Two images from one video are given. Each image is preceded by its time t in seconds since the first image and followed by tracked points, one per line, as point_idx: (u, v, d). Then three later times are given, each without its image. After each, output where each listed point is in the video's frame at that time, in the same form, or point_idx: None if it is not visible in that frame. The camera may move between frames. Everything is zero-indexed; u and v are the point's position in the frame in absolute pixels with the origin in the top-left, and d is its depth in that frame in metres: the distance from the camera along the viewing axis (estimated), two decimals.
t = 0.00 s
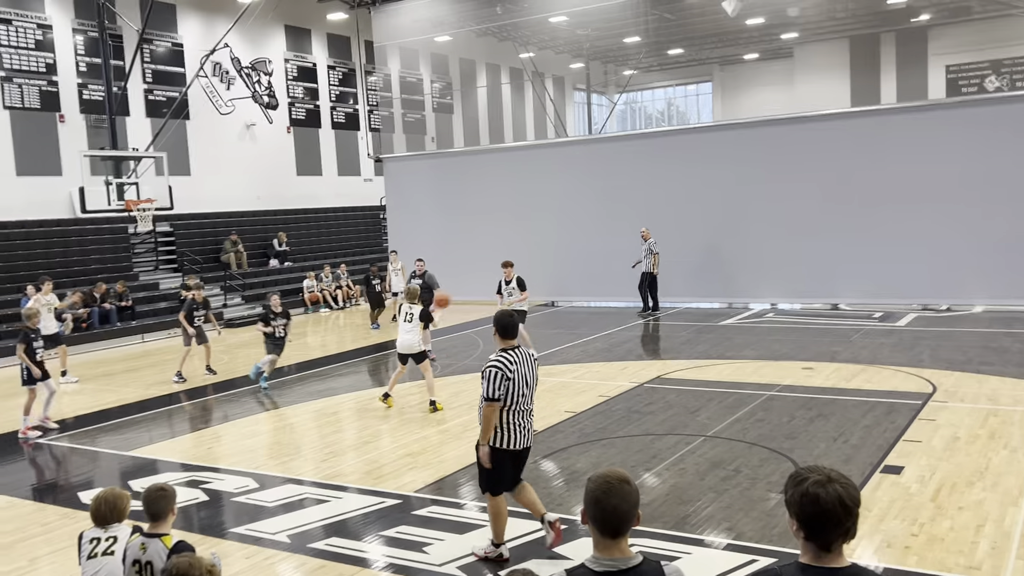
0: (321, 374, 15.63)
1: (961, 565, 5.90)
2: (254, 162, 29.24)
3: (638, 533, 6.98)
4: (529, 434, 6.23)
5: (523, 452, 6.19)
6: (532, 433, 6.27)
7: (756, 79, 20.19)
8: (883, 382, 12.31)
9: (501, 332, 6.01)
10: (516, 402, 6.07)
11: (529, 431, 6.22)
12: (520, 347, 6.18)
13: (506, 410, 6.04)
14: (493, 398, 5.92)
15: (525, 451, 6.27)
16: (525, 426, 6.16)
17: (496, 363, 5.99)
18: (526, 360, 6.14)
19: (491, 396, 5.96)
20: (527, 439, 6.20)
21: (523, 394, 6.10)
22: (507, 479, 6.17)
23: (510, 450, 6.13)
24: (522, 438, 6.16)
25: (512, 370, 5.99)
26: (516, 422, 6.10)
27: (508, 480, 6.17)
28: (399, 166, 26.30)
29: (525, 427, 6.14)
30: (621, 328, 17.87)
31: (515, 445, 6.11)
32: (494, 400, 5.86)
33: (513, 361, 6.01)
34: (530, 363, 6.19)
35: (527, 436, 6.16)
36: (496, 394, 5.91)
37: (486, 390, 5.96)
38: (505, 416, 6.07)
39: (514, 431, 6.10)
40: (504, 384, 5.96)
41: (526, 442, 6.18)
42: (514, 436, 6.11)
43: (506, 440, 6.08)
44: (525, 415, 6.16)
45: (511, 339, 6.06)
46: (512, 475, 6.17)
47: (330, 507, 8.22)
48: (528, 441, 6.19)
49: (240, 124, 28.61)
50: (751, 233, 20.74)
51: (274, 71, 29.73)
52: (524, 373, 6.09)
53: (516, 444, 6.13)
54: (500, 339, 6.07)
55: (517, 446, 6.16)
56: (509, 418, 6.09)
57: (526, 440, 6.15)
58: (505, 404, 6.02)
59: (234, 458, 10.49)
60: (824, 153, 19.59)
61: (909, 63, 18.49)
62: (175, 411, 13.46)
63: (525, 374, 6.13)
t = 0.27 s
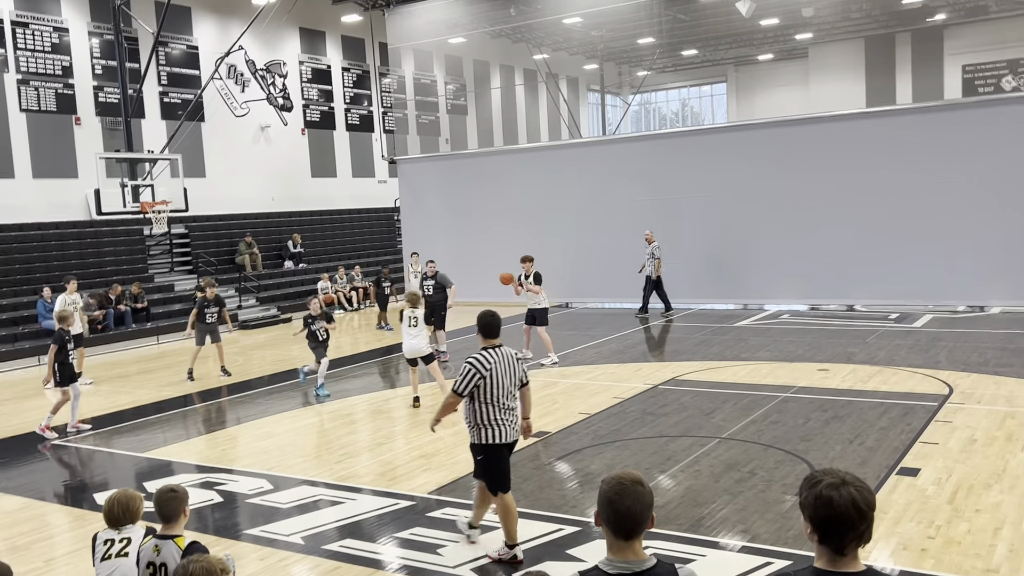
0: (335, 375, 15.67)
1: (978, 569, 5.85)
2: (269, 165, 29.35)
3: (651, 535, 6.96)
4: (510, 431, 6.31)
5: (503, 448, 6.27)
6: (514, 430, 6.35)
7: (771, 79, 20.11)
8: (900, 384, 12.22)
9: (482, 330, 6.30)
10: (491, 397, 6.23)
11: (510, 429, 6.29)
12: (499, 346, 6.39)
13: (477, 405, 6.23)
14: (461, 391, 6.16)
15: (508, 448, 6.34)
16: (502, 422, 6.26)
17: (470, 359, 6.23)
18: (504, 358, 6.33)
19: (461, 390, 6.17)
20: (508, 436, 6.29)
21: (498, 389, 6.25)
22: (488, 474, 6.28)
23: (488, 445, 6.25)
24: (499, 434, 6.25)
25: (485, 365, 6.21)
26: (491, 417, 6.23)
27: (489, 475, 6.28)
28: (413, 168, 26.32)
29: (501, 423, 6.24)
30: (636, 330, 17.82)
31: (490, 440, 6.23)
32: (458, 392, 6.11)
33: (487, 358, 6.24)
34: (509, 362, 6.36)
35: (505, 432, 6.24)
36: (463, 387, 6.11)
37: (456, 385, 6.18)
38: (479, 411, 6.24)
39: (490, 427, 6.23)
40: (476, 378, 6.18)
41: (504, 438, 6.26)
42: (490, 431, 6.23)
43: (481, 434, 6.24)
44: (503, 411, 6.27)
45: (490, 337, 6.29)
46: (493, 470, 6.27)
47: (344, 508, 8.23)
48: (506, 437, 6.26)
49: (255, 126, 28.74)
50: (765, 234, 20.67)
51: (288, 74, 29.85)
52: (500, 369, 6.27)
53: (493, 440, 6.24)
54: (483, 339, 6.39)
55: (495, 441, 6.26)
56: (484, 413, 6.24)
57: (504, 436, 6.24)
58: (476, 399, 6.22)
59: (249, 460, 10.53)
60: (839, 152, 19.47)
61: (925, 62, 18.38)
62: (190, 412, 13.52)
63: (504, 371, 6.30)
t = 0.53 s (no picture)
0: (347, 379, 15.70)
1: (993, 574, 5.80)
2: (281, 170, 29.47)
3: (663, 539, 6.93)
4: (493, 435, 6.45)
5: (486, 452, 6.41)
6: (497, 434, 6.48)
7: (782, 82, 20.07)
8: (914, 388, 12.15)
9: (470, 333, 6.39)
10: (476, 401, 6.36)
11: (493, 432, 6.43)
12: (488, 350, 6.51)
13: (466, 408, 6.33)
14: (448, 394, 6.28)
15: (490, 452, 6.48)
16: (486, 426, 6.39)
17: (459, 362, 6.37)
18: (491, 362, 6.46)
19: (450, 392, 6.31)
20: (491, 439, 6.43)
21: (483, 393, 6.38)
22: (464, 474, 6.44)
23: (470, 448, 6.39)
24: (482, 437, 6.39)
25: (473, 369, 6.34)
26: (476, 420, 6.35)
27: (466, 476, 6.44)
28: (424, 172, 26.35)
29: (484, 427, 6.38)
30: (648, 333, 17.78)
31: (473, 443, 6.37)
32: (447, 394, 6.23)
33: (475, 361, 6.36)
34: (495, 367, 6.49)
35: (487, 436, 6.38)
36: (452, 389, 6.25)
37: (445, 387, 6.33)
38: (465, 414, 6.36)
39: (472, 430, 6.36)
40: (462, 382, 6.31)
41: (486, 442, 6.40)
42: (472, 434, 6.37)
43: (465, 437, 6.37)
44: (487, 415, 6.40)
45: (479, 341, 6.42)
46: (471, 472, 6.43)
47: (356, 513, 8.24)
48: (489, 441, 6.39)
49: (267, 131, 28.88)
50: (777, 237, 20.61)
51: (300, 79, 29.97)
52: (486, 373, 6.41)
53: (475, 443, 6.38)
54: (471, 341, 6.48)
55: (477, 445, 6.40)
56: (469, 416, 6.36)
57: (487, 439, 6.39)
58: (463, 402, 6.34)
59: (261, 464, 10.56)
60: (851, 155, 19.40)
61: (937, 65, 18.31)
62: (203, 416, 13.57)
63: (488, 375, 6.43)
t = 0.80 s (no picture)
0: (356, 382, 15.72)
1: None
2: (290, 173, 29.54)
3: (672, 542, 6.92)
4: (482, 431, 6.71)
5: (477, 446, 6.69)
6: (486, 429, 6.74)
7: (791, 84, 20.03)
8: (923, 390, 12.10)
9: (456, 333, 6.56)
10: (467, 397, 6.59)
11: (483, 427, 6.71)
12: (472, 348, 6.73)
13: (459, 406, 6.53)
14: (444, 393, 6.45)
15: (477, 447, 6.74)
16: (476, 423, 6.64)
17: (448, 360, 6.55)
18: (477, 360, 6.70)
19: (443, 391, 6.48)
20: (481, 433, 6.70)
21: (473, 392, 6.62)
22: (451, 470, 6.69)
23: (460, 444, 6.62)
24: (472, 433, 6.64)
25: (462, 369, 6.55)
26: (467, 417, 6.60)
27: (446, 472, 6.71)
28: (432, 175, 26.38)
29: (475, 423, 6.63)
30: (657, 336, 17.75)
31: (464, 440, 6.61)
32: (445, 394, 6.40)
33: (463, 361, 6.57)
34: (481, 365, 6.73)
35: (478, 432, 6.63)
36: (449, 388, 6.43)
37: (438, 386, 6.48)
38: (457, 412, 6.57)
39: (463, 427, 6.60)
40: (454, 380, 6.51)
41: (476, 438, 6.66)
42: (464, 431, 6.61)
43: (459, 433, 6.58)
44: (476, 412, 6.66)
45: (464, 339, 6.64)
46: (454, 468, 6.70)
47: (365, 515, 8.25)
48: (479, 437, 6.65)
49: (276, 134, 28.96)
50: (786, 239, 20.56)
51: (309, 82, 30.04)
52: (474, 371, 6.65)
53: (468, 438, 6.62)
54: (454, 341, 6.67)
55: (467, 440, 6.65)
56: (461, 414, 6.59)
57: (480, 434, 6.66)
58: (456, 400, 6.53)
59: (270, 466, 10.58)
60: (860, 157, 19.34)
61: (946, 66, 18.24)
62: (211, 419, 13.61)
63: (475, 374, 6.65)
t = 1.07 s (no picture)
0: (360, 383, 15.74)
1: None
2: (295, 175, 29.59)
3: (677, 544, 6.91)
4: (461, 434, 6.78)
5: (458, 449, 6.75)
6: (465, 433, 6.80)
7: (795, 85, 20.02)
8: (929, 392, 12.06)
9: (435, 339, 6.60)
10: (446, 402, 6.65)
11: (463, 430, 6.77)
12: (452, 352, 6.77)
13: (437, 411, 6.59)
14: (421, 400, 6.52)
15: (458, 449, 6.81)
16: (454, 427, 6.70)
17: (425, 366, 6.61)
18: (456, 365, 6.74)
19: (421, 397, 6.56)
20: (462, 437, 6.77)
21: (452, 397, 6.67)
22: (432, 472, 6.76)
23: (438, 448, 6.69)
24: (451, 437, 6.71)
25: (440, 375, 6.60)
26: (445, 422, 6.66)
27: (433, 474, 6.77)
28: (436, 177, 26.42)
29: (453, 427, 6.69)
30: (661, 337, 17.74)
31: (445, 443, 6.68)
32: (422, 400, 6.46)
33: (440, 367, 6.62)
34: (461, 370, 6.76)
35: (456, 436, 6.69)
36: (425, 394, 6.50)
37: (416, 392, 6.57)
38: (435, 417, 6.63)
39: (442, 431, 6.68)
40: (431, 387, 6.57)
41: (455, 441, 6.72)
42: (442, 435, 6.68)
43: (439, 437, 6.67)
44: (456, 415, 6.71)
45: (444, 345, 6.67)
46: (439, 469, 6.77)
47: (370, 516, 8.25)
48: (458, 440, 6.71)
49: (280, 136, 29.03)
50: (790, 240, 20.53)
51: (314, 84, 30.09)
52: (453, 376, 6.69)
53: (448, 441, 6.69)
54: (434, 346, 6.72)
55: (446, 444, 6.72)
56: (440, 418, 6.66)
57: (460, 437, 6.72)
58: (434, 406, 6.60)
59: (275, 468, 10.59)
60: (865, 158, 19.31)
61: (951, 67, 18.21)
62: (216, 420, 13.64)
63: (453, 380, 6.69)
